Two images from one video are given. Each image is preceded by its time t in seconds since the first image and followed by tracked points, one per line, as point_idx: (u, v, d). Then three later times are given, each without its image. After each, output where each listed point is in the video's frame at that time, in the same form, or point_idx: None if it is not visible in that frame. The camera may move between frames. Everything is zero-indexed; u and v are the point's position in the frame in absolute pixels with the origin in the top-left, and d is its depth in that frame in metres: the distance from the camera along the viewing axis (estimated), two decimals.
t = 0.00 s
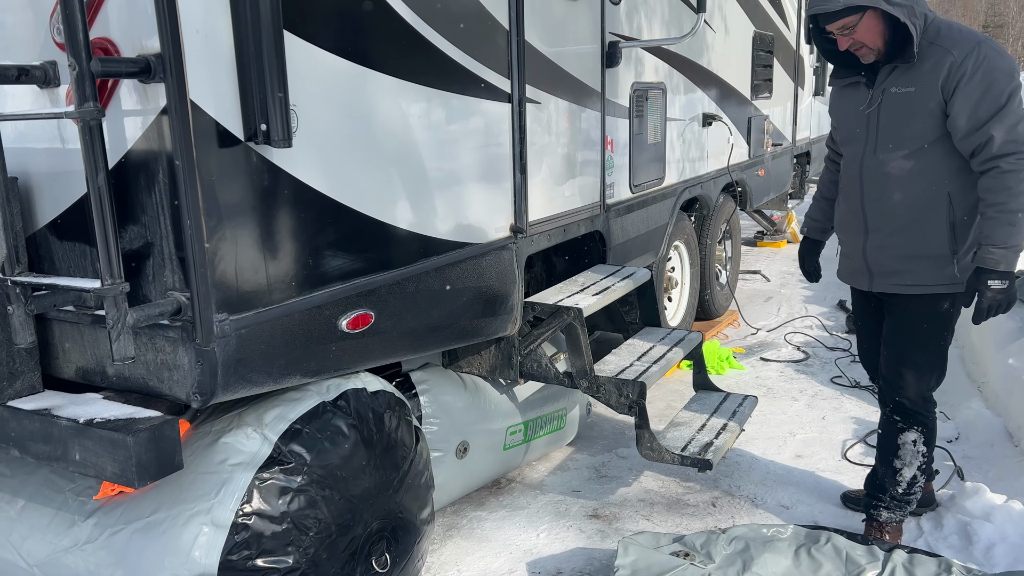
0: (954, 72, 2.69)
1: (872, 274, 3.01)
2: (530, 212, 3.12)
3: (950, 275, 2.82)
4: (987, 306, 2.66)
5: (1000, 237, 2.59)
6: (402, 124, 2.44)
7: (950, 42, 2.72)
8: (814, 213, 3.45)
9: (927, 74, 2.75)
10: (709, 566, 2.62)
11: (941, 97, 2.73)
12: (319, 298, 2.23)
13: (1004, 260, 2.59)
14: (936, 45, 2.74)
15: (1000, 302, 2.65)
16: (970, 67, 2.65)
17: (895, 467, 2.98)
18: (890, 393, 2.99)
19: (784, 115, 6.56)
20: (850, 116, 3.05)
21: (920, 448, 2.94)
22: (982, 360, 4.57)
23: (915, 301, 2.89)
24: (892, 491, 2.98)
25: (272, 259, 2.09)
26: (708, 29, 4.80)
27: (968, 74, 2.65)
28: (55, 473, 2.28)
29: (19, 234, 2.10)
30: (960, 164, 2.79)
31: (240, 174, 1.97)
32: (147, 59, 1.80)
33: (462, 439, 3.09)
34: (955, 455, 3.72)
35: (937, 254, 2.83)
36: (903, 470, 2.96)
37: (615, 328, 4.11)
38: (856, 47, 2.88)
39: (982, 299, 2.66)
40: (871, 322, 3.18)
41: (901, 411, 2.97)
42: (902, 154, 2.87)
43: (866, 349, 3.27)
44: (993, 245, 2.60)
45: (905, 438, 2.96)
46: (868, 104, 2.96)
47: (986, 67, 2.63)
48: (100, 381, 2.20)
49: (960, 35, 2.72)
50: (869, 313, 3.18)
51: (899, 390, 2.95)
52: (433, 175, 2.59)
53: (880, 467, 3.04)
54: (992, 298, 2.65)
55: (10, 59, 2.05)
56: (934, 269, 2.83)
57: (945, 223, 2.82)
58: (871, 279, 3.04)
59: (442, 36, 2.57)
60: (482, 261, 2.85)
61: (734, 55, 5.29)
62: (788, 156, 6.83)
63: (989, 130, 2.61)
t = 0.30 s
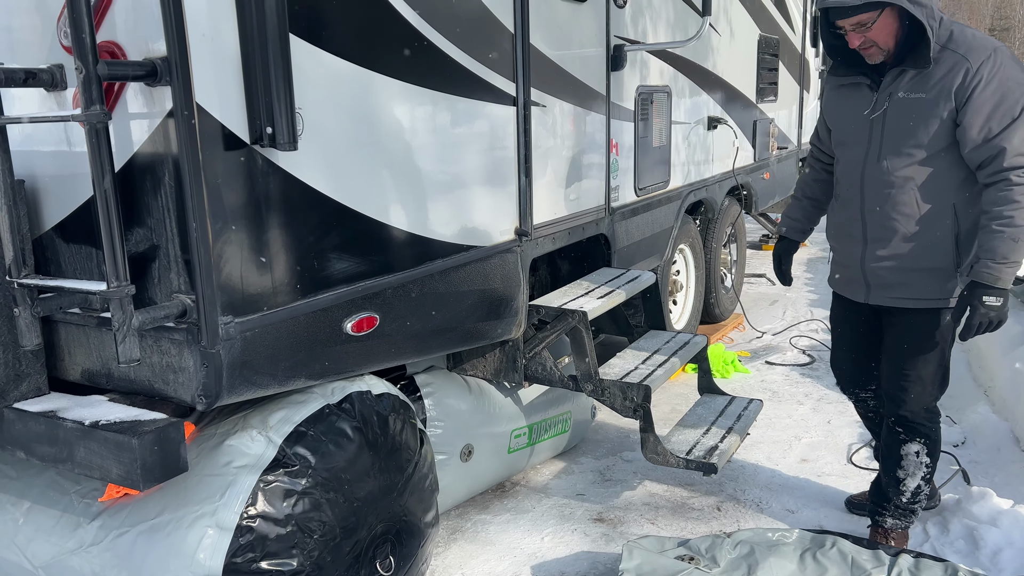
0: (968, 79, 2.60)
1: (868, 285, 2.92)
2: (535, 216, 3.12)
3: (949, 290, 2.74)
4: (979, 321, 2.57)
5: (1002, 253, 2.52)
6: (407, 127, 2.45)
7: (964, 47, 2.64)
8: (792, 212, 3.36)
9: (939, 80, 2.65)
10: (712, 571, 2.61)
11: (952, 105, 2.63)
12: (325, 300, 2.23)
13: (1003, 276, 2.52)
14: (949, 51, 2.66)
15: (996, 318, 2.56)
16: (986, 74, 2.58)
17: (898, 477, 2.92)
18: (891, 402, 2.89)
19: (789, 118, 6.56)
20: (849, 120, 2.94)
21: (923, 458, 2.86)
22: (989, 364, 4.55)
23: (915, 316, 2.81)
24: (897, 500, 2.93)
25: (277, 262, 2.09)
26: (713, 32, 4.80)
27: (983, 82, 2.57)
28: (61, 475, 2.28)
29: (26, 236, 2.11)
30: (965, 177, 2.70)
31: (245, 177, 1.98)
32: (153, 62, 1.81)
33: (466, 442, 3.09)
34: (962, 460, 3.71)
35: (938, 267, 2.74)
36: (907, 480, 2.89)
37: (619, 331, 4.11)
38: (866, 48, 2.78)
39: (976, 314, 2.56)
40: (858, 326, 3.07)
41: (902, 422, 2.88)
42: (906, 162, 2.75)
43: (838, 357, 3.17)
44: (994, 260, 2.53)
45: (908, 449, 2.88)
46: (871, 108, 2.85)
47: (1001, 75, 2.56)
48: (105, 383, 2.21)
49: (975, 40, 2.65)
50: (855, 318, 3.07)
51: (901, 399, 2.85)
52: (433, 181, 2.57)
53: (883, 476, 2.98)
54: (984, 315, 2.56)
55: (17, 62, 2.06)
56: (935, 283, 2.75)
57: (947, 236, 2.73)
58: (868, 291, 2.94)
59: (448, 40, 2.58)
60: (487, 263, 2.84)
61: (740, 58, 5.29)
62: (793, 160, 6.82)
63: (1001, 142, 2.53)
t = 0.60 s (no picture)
0: (977, 82, 2.57)
1: (866, 295, 2.87)
2: (537, 219, 3.11)
3: (948, 299, 2.72)
4: (976, 329, 2.53)
5: (1003, 260, 2.49)
6: (410, 131, 2.45)
7: (971, 51, 2.61)
8: (779, 219, 3.24)
9: (947, 84, 2.61)
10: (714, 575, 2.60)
11: (959, 112, 2.60)
12: (327, 304, 2.23)
13: (1003, 284, 2.49)
14: (953, 55, 2.63)
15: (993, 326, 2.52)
16: (994, 79, 2.56)
17: (903, 483, 2.89)
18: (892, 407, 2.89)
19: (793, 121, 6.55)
20: (847, 125, 2.86)
21: (928, 464, 2.84)
22: (993, 368, 4.53)
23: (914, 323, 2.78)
24: (901, 506, 2.91)
25: (279, 265, 2.09)
26: (717, 36, 4.80)
27: (991, 86, 2.55)
28: (63, 478, 2.28)
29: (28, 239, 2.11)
30: (967, 186, 2.67)
31: (247, 181, 1.98)
32: (156, 66, 1.81)
33: (469, 446, 3.09)
34: (966, 465, 3.70)
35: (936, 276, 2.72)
36: (912, 486, 2.87)
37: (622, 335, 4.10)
38: (870, 46, 2.67)
39: (974, 321, 2.52)
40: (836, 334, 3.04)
41: (906, 428, 2.87)
42: (911, 169, 2.71)
43: (806, 369, 3.14)
44: (994, 267, 2.50)
45: (913, 456, 2.85)
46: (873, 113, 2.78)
47: (1008, 81, 2.55)
48: (107, 387, 2.21)
49: (982, 45, 2.63)
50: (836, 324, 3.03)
51: (901, 405, 2.86)
52: (435, 184, 2.57)
53: (886, 481, 2.95)
54: (980, 323, 2.52)
55: (20, 66, 2.07)
56: (936, 291, 2.73)
57: (947, 245, 2.71)
58: (865, 302, 2.88)
59: (451, 44, 2.58)
60: (489, 267, 2.84)
61: (743, 61, 5.29)
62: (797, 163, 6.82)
63: (1008, 148, 2.51)
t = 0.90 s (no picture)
0: (956, 88, 2.56)
1: (854, 304, 2.80)
2: (540, 222, 3.11)
3: (936, 301, 2.73)
4: (987, 331, 2.62)
5: (1000, 262, 2.58)
6: (413, 133, 2.45)
7: (945, 57, 2.60)
8: (741, 237, 3.18)
9: (928, 92, 2.59)
10: None
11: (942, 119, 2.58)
12: (331, 307, 2.23)
13: (1005, 284, 2.58)
14: (930, 62, 2.60)
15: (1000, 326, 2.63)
16: (972, 85, 2.55)
17: (902, 487, 2.84)
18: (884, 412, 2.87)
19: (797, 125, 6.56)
20: (823, 137, 2.77)
21: (926, 464, 2.81)
22: (997, 372, 4.52)
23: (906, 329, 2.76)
24: (902, 509, 2.86)
25: (283, 269, 2.09)
26: (720, 39, 4.80)
27: (971, 93, 2.55)
28: (67, 481, 2.28)
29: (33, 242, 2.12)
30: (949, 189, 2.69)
31: (251, 183, 1.98)
32: (160, 69, 1.81)
33: (471, 449, 3.08)
34: (970, 469, 3.69)
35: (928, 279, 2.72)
36: (912, 489, 2.83)
37: (625, 338, 4.10)
38: (845, 57, 2.59)
39: (984, 323, 2.61)
40: (814, 341, 2.95)
41: (899, 432, 2.84)
42: (898, 179, 2.66)
43: (782, 379, 3.01)
44: (993, 270, 2.59)
45: (910, 459, 2.82)
46: (852, 125, 2.71)
47: (985, 86, 2.55)
48: (111, 389, 2.21)
49: (954, 51, 2.61)
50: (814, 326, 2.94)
51: (893, 408, 2.83)
52: (438, 187, 2.57)
53: (884, 487, 2.91)
54: (989, 325, 2.62)
55: (25, 69, 2.07)
56: (925, 294, 2.72)
57: (936, 247, 2.71)
58: (852, 309, 2.81)
59: (454, 47, 2.58)
60: (492, 270, 2.84)
61: (747, 64, 5.29)
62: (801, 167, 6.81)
63: (994, 151, 2.53)
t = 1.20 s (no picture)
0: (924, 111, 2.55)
1: (832, 309, 2.83)
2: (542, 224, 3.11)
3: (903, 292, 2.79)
4: (931, 334, 2.62)
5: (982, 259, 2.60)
6: (415, 135, 2.45)
7: (912, 80, 2.57)
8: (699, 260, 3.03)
9: (898, 118, 2.57)
10: None
11: (911, 142, 2.59)
12: (332, 309, 2.24)
13: (952, 291, 2.57)
14: (897, 86, 2.58)
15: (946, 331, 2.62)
16: (939, 107, 2.55)
17: (892, 485, 2.86)
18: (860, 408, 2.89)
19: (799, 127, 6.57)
20: (795, 165, 2.73)
21: (913, 458, 2.85)
22: (999, 374, 4.52)
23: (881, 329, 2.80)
24: (895, 506, 2.87)
25: (285, 271, 2.09)
26: (722, 41, 4.80)
27: (937, 115, 2.55)
28: (68, 482, 2.29)
29: (35, 244, 2.12)
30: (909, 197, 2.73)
31: (253, 185, 1.98)
32: (162, 72, 1.81)
33: (473, 452, 3.08)
34: (972, 472, 3.68)
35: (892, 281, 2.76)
36: (901, 485, 2.86)
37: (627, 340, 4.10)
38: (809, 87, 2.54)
39: (930, 327, 2.61)
40: (790, 342, 2.96)
41: (889, 430, 2.86)
42: (870, 202, 2.67)
43: (763, 381, 3.02)
44: (942, 275, 2.57)
45: (898, 454, 2.84)
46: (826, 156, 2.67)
47: (949, 106, 2.56)
48: (112, 391, 2.21)
49: (921, 72, 2.59)
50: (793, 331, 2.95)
51: (877, 405, 2.82)
52: (439, 189, 2.57)
53: (872, 485, 2.91)
54: (935, 327, 2.61)
55: (28, 71, 2.07)
56: (894, 289, 2.78)
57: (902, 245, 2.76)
58: (830, 311, 2.83)
59: (456, 49, 2.58)
60: (493, 272, 2.84)
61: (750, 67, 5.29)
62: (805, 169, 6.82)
63: (958, 169, 2.56)
